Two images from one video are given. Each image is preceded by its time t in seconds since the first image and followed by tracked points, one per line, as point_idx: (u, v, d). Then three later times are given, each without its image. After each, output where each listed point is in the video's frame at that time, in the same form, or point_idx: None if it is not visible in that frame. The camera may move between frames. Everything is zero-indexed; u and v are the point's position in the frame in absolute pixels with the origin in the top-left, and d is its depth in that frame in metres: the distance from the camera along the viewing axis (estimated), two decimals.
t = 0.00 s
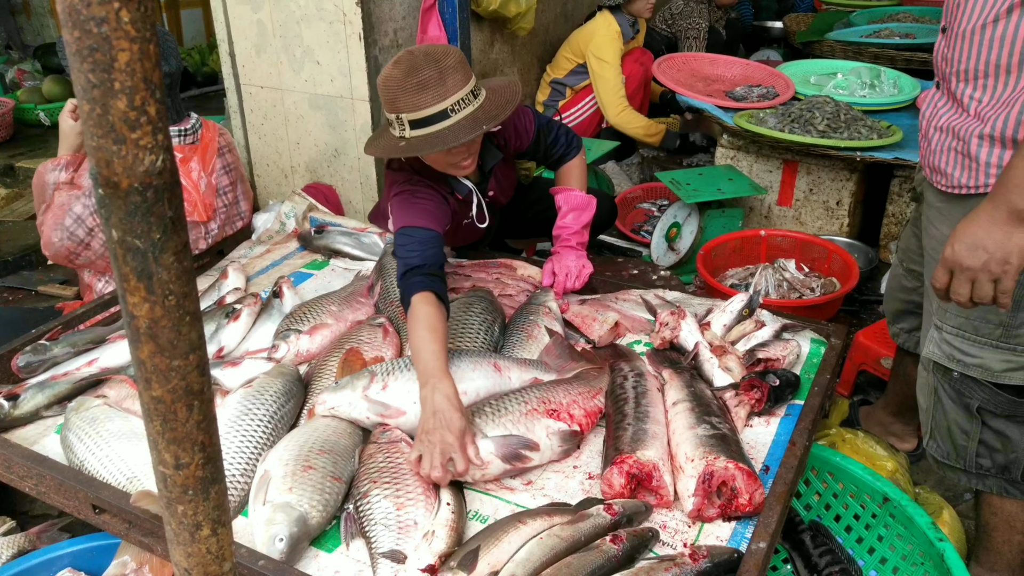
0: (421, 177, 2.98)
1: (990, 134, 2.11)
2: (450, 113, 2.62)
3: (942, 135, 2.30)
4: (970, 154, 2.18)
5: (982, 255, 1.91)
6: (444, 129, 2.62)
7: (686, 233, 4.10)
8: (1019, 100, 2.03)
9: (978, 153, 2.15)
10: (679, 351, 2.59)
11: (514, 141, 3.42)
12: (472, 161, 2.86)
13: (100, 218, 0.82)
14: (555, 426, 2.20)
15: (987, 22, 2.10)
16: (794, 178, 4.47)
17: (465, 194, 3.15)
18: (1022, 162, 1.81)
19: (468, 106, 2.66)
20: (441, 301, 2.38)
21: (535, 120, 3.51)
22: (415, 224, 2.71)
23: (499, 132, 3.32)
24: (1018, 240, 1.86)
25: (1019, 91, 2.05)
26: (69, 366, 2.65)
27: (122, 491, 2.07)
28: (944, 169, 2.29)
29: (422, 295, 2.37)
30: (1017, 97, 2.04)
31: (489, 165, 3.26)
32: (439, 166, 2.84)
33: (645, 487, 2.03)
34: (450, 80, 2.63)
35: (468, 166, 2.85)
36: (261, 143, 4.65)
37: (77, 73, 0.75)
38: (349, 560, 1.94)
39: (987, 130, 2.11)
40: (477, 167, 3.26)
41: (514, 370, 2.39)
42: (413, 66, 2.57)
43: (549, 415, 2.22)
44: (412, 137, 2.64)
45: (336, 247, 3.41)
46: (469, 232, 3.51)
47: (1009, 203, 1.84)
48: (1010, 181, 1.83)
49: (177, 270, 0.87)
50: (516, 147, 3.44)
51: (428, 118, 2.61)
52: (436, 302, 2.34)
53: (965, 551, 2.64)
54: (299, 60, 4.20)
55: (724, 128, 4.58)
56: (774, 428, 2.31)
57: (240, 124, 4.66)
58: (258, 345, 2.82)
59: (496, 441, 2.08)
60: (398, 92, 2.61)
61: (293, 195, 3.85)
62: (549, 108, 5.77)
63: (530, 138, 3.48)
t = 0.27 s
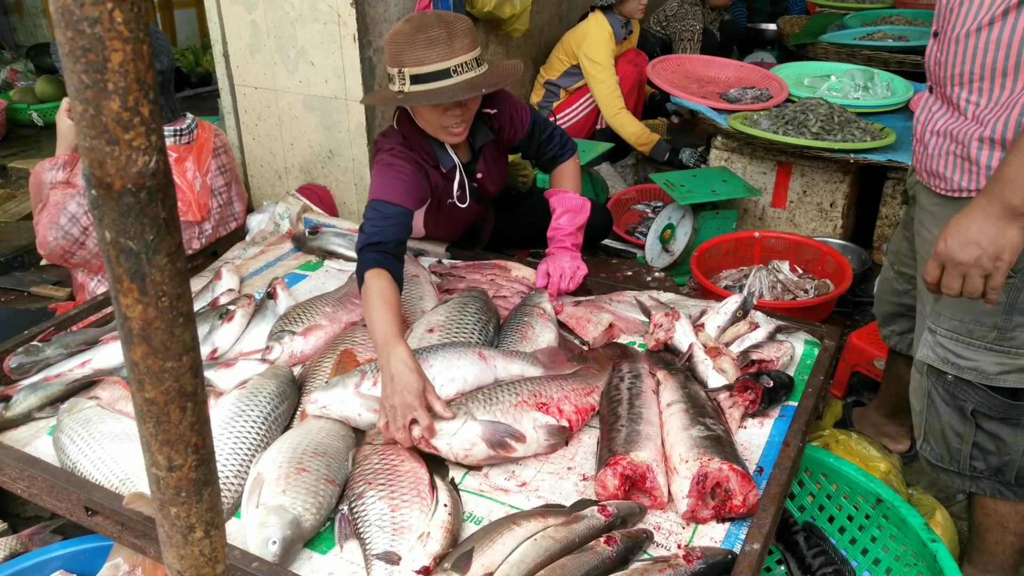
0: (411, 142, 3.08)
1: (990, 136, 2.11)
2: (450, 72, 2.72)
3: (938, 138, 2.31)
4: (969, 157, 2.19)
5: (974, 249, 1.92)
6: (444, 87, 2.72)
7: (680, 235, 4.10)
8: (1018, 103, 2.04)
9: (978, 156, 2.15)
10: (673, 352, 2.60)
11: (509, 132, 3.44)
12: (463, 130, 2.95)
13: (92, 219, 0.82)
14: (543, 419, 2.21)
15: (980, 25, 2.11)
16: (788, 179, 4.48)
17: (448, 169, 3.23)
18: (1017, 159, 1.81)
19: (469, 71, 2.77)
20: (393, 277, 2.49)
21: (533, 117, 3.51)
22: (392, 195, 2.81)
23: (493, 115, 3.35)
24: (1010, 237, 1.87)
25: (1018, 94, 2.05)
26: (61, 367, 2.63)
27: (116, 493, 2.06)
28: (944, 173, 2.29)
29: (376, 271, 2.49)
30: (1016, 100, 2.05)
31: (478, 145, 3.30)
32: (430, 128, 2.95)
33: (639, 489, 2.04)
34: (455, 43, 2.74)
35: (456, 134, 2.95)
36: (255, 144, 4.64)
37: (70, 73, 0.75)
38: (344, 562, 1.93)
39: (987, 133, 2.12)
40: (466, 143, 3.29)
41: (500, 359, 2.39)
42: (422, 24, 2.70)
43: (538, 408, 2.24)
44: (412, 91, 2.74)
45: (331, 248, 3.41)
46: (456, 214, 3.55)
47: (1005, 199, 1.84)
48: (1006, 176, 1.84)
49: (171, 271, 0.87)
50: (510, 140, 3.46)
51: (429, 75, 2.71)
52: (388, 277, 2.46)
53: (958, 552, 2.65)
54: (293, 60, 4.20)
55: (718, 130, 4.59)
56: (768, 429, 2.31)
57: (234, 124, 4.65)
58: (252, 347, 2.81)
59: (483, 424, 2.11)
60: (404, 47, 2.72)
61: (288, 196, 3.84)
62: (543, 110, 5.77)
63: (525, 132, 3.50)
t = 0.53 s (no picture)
0: (408, 124, 3.10)
1: (980, 137, 2.12)
2: (458, 49, 2.83)
3: (929, 140, 2.32)
4: (959, 158, 2.19)
5: (995, 261, 1.92)
6: (449, 61, 2.81)
7: (673, 236, 4.11)
8: (1010, 104, 2.05)
9: (968, 157, 2.16)
10: (667, 353, 2.60)
11: (501, 126, 3.47)
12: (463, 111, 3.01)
13: (82, 222, 0.81)
14: (541, 408, 2.24)
15: (969, 27, 2.12)
16: (781, 180, 4.49)
17: (442, 154, 3.23)
18: None
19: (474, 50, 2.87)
20: (392, 262, 2.54)
21: (525, 116, 3.54)
22: (386, 178, 2.84)
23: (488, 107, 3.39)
24: None
25: (1009, 95, 2.06)
26: (53, 369, 2.62)
27: (108, 496, 2.05)
28: (933, 175, 2.29)
29: (375, 255, 2.53)
30: (1007, 101, 2.06)
31: (472, 131, 3.30)
32: (430, 107, 3.00)
33: (633, 490, 2.04)
34: (462, 22, 2.86)
35: (456, 113, 3.01)
36: (248, 145, 4.63)
37: (59, 76, 0.75)
38: (337, 565, 1.93)
39: (978, 134, 2.13)
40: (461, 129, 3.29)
41: (486, 352, 2.42)
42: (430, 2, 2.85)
43: (537, 397, 2.27)
44: (417, 63, 2.83)
45: (324, 249, 3.40)
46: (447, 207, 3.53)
47: None
48: None
49: (161, 273, 0.86)
50: (502, 134, 3.49)
51: (437, 49, 2.81)
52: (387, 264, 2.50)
53: (950, 552, 2.66)
54: (286, 62, 4.19)
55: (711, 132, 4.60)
56: (762, 430, 2.32)
57: (227, 126, 4.64)
58: (245, 349, 2.81)
59: (484, 398, 2.17)
60: (412, 23, 2.83)
61: (281, 198, 3.83)
62: (537, 111, 5.77)
63: (516, 128, 3.53)
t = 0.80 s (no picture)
0: (404, 120, 3.10)
1: (960, 141, 2.13)
2: (463, 46, 2.86)
3: (914, 142, 2.32)
4: (941, 161, 2.20)
5: (970, 266, 1.96)
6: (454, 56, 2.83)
7: (666, 239, 4.12)
8: (989, 108, 2.06)
9: (948, 160, 2.17)
10: (660, 357, 2.61)
11: (495, 127, 3.47)
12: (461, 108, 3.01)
13: (70, 228, 0.81)
14: (543, 411, 2.27)
15: (953, 29, 2.13)
16: (773, 183, 4.50)
17: (438, 151, 3.21)
18: (1005, 176, 1.85)
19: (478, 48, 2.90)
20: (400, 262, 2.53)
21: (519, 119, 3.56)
22: (382, 174, 2.83)
23: (482, 108, 3.41)
24: (1005, 250, 1.91)
25: (990, 99, 2.08)
26: (43, 375, 2.60)
27: (98, 503, 2.04)
28: (917, 177, 2.30)
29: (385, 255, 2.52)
30: (987, 105, 2.07)
31: (467, 131, 3.31)
32: (428, 102, 3.00)
33: (625, 494, 2.03)
34: (469, 20, 2.90)
35: (455, 109, 3.01)
36: (240, 149, 4.61)
37: (45, 81, 0.74)
38: (329, 571, 1.92)
39: (959, 137, 2.14)
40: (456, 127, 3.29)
41: (479, 359, 2.41)
42: None
43: (538, 401, 2.29)
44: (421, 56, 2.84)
45: (316, 253, 3.39)
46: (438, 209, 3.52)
47: (995, 214, 1.88)
48: (994, 194, 1.88)
49: (150, 280, 0.86)
50: (496, 136, 3.49)
51: (442, 44, 2.83)
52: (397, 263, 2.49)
53: (942, 554, 2.66)
54: (277, 65, 4.18)
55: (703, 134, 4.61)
56: (755, 434, 2.32)
57: (218, 129, 4.62)
58: (237, 354, 2.79)
59: (484, 413, 2.16)
60: (419, 16, 2.84)
61: (273, 202, 3.81)
62: (528, 114, 5.78)
63: (510, 130, 3.52)
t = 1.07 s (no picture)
0: (410, 129, 3.11)
1: (953, 143, 2.14)
2: (473, 58, 2.87)
3: (909, 143, 2.33)
4: (934, 162, 2.21)
5: (925, 254, 1.99)
6: (463, 71, 2.84)
7: (667, 241, 4.14)
8: (981, 110, 2.06)
9: (942, 161, 2.18)
10: (662, 359, 2.60)
11: (498, 131, 3.48)
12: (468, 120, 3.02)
13: (72, 230, 0.81)
14: (546, 411, 2.28)
15: (949, 31, 2.13)
16: (775, 186, 4.50)
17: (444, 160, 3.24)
18: (965, 168, 1.86)
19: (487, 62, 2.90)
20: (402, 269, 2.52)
21: (520, 123, 3.57)
22: (391, 185, 2.83)
23: (485, 115, 3.41)
24: (958, 242, 1.93)
25: (982, 101, 2.08)
26: (45, 376, 2.60)
27: (100, 504, 2.04)
28: (913, 178, 2.31)
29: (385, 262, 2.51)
30: (978, 107, 2.07)
31: (472, 138, 3.31)
32: (436, 114, 3.01)
33: (627, 496, 2.03)
34: (478, 32, 2.91)
35: (463, 121, 3.02)
36: (242, 150, 4.61)
37: (48, 83, 0.74)
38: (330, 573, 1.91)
39: (951, 139, 2.14)
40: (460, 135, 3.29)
41: (478, 360, 2.41)
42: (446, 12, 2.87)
43: (539, 400, 2.29)
44: (430, 69, 2.84)
45: (318, 255, 3.40)
46: (441, 213, 3.52)
47: (953, 207, 1.90)
48: (955, 185, 1.88)
49: (152, 282, 0.86)
50: (499, 140, 3.50)
51: (452, 56, 2.83)
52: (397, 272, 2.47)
53: (944, 558, 2.66)
54: (280, 67, 4.19)
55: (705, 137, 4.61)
56: (756, 436, 2.32)
57: (220, 130, 4.62)
58: (239, 355, 2.79)
59: (490, 404, 2.18)
60: (429, 27, 2.84)
61: (274, 203, 3.81)
62: (530, 116, 5.78)
63: (512, 134, 3.54)
